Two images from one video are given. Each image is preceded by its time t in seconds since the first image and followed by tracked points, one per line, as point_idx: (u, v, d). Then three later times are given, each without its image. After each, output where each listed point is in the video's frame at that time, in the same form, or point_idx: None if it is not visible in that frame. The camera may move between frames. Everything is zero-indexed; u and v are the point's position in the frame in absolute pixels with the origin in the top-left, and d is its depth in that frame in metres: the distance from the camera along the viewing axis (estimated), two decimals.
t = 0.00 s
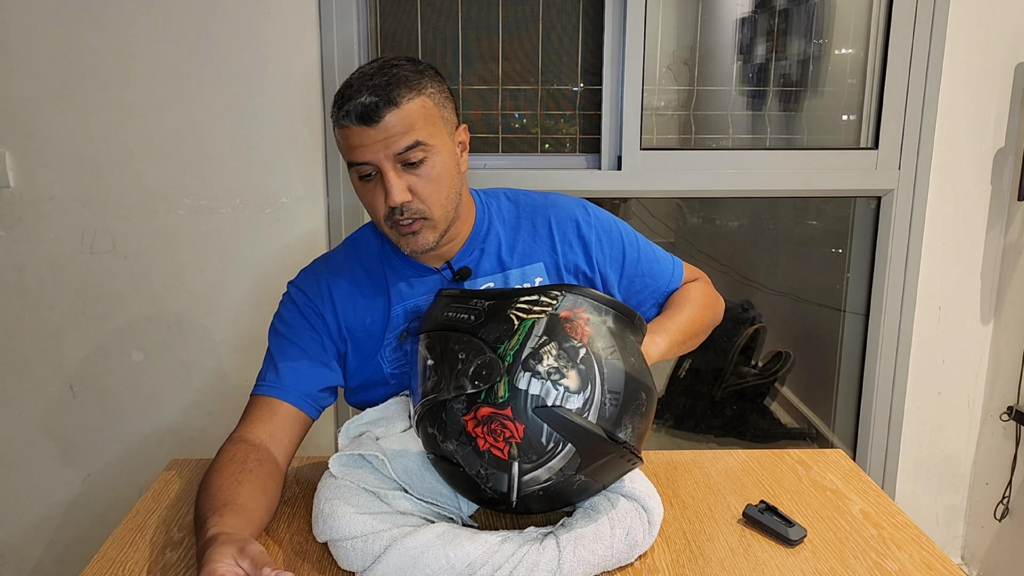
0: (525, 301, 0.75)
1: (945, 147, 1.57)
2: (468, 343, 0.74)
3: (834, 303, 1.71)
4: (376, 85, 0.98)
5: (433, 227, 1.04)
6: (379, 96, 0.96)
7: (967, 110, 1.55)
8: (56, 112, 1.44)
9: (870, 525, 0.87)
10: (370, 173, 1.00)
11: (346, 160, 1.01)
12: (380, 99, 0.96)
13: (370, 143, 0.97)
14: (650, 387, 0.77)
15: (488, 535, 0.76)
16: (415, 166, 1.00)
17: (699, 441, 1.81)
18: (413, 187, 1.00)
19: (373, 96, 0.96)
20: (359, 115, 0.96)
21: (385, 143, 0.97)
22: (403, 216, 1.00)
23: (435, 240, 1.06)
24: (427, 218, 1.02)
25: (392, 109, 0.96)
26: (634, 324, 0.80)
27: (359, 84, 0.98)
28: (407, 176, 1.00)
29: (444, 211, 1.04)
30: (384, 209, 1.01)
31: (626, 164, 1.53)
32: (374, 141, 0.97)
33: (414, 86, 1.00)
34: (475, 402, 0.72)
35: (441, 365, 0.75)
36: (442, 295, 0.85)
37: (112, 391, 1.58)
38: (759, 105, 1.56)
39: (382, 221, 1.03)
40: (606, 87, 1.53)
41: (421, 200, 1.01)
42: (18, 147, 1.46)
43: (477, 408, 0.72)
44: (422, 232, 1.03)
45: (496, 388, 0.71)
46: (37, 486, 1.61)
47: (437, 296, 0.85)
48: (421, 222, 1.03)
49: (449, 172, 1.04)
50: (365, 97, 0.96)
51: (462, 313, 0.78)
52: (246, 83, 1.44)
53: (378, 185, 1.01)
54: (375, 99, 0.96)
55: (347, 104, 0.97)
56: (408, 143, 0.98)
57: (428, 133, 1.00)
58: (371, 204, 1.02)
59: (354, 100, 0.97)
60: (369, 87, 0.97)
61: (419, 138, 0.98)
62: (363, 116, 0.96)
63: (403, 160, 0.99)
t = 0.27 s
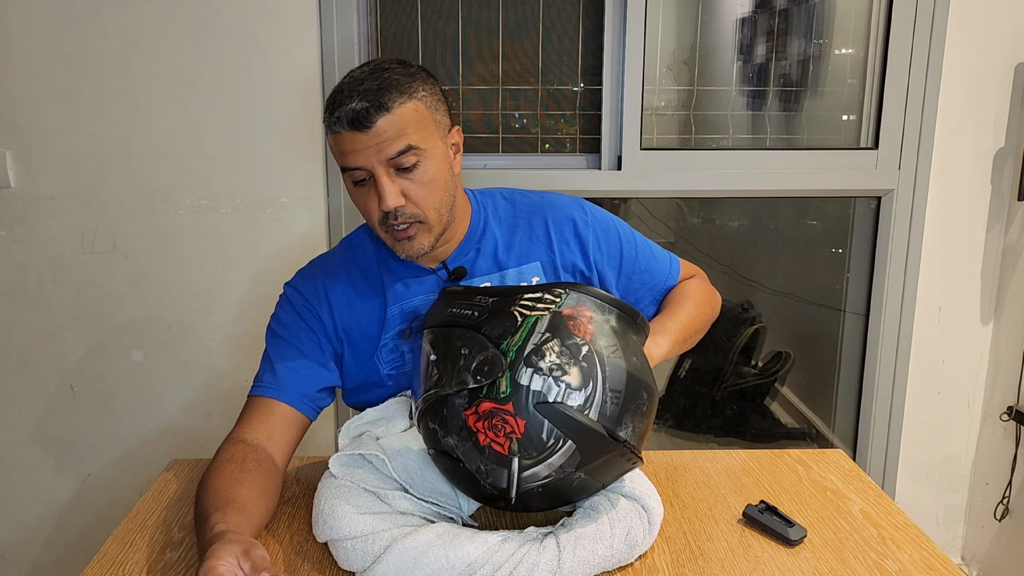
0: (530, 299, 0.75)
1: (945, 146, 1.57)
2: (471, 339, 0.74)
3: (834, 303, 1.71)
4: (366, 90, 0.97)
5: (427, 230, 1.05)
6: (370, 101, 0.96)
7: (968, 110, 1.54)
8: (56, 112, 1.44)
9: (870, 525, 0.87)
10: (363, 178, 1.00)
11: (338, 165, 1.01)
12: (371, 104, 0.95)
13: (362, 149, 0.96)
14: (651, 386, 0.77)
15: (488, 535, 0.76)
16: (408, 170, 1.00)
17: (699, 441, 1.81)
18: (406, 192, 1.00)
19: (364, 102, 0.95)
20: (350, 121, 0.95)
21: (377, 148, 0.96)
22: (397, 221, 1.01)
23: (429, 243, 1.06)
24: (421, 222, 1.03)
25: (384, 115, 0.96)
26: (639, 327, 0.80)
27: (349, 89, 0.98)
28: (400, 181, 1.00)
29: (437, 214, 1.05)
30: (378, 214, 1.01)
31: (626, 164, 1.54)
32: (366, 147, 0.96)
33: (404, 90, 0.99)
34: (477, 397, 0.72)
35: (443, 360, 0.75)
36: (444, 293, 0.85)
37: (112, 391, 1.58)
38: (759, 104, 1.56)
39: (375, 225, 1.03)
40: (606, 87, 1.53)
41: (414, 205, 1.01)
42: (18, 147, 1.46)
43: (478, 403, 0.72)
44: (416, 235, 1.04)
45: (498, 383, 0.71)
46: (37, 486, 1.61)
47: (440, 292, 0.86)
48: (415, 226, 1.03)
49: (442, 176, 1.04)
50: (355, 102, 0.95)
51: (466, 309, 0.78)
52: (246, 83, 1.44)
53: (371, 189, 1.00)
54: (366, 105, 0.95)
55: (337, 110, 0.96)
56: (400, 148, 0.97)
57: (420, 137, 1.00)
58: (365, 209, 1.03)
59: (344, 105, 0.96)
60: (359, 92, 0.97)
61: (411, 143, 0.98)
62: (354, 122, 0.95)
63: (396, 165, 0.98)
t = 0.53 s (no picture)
0: (531, 299, 0.75)
1: (945, 147, 1.57)
2: (470, 339, 0.74)
3: (834, 303, 1.71)
4: (362, 91, 0.97)
5: (426, 230, 1.04)
6: (366, 101, 0.95)
7: (968, 110, 1.55)
8: (56, 112, 1.44)
9: (870, 525, 0.87)
10: (361, 178, 1.00)
11: (336, 166, 1.01)
12: (368, 104, 0.95)
13: (360, 149, 0.96)
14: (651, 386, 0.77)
15: (488, 535, 0.76)
16: (406, 170, 1.00)
17: (699, 441, 1.81)
18: (404, 191, 1.00)
19: (361, 101, 0.95)
20: (347, 121, 0.95)
21: (375, 148, 0.96)
22: (395, 220, 1.00)
23: (428, 243, 1.06)
24: (419, 221, 1.03)
25: (380, 115, 0.96)
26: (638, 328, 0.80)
27: (345, 90, 0.97)
28: (398, 180, 1.00)
29: (436, 213, 1.05)
30: (376, 214, 1.01)
31: (626, 164, 1.54)
32: (363, 147, 0.96)
33: (401, 90, 0.99)
34: (476, 397, 0.72)
35: (443, 360, 0.75)
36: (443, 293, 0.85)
37: (112, 391, 1.58)
38: (759, 104, 1.56)
39: (374, 225, 1.03)
40: (606, 87, 1.53)
41: (412, 204, 1.01)
42: (18, 146, 1.46)
43: (477, 404, 0.72)
44: (414, 235, 1.04)
45: (497, 383, 0.71)
46: (37, 485, 1.61)
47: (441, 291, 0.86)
48: (414, 226, 1.03)
49: (439, 175, 1.04)
50: (352, 102, 0.95)
51: (466, 309, 0.78)
52: (246, 83, 1.44)
53: (369, 190, 1.00)
54: (362, 105, 0.95)
55: (334, 111, 0.96)
56: (397, 148, 0.97)
57: (417, 137, 1.00)
58: (363, 209, 1.03)
59: (341, 105, 0.96)
60: (355, 92, 0.97)
61: (409, 142, 0.98)
62: (351, 122, 0.95)
63: (393, 164, 0.98)
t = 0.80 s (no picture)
0: (523, 304, 0.75)
1: (945, 146, 1.57)
2: (462, 344, 0.74)
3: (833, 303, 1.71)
4: (373, 85, 0.98)
5: (435, 225, 1.04)
6: (377, 95, 0.97)
7: (968, 110, 1.55)
8: (56, 111, 1.45)
9: (870, 525, 0.87)
10: (370, 172, 1.00)
11: (345, 159, 1.02)
12: (378, 97, 0.96)
13: (369, 142, 0.97)
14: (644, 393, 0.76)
15: (488, 535, 0.76)
16: (415, 163, 1.00)
17: (699, 441, 1.81)
18: (413, 185, 1.00)
19: (371, 95, 0.96)
20: (357, 114, 0.96)
21: (384, 141, 0.97)
22: (404, 214, 1.00)
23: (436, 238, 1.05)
24: (427, 215, 1.02)
25: (390, 108, 0.97)
26: (636, 333, 0.79)
27: (355, 85, 0.99)
28: (407, 174, 1.00)
29: (444, 208, 1.04)
30: (384, 207, 1.01)
31: (626, 164, 1.53)
32: (373, 140, 0.97)
33: (410, 85, 1.00)
34: (465, 402, 0.72)
35: (436, 364, 0.76)
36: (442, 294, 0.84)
37: (112, 391, 1.58)
38: (759, 105, 1.56)
39: (382, 220, 1.03)
40: (606, 87, 1.53)
41: (421, 198, 1.01)
42: (18, 146, 1.46)
43: (466, 409, 0.72)
44: (421, 230, 1.03)
45: (486, 390, 0.71)
46: (37, 485, 1.61)
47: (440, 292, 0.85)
48: (423, 220, 1.02)
49: (448, 170, 1.04)
50: (363, 96, 0.96)
51: (460, 312, 0.78)
52: (246, 83, 1.44)
53: (378, 184, 1.01)
54: (373, 98, 0.96)
55: (345, 104, 0.97)
56: (407, 141, 0.98)
57: (426, 131, 1.00)
58: (371, 203, 1.03)
59: (351, 100, 0.97)
60: (365, 86, 0.98)
61: (418, 136, 0.99)
62: (361, 115, 0.96)
63: (403, 158, 0.99)
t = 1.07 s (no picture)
0: (493, 316, 0.74)
1: (945, 146, 1.57)
2: (436, 353, 0.75)
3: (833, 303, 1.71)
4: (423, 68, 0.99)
5: (470, 213, 1.03)
6: (429, 77, 0.98)
7: (968, 110, 1.54)
8: (56, 112, 1.45)
9: (870, 525, 0.87)
10: (413, 154, 1.00)
11: (386, 141, 1.01)
12: (431, 79, 0.97)
13: (416, 122, 0.97)
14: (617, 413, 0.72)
15: (488, 535, 0.76)
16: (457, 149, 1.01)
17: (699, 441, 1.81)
18: (455, 170, 1.00)
19: (423, 77, 0.97)
20: (409, 94, 0.97)
21: (433, 123, 0.97)
22: (443, 198, 1.00)
23: (470, 228, 1.05)
24: (467, 201, 1.02)
25: (442, 91, 0.98)
26: (619, 349, 0.75)
27: (406, 67, 1.00)
28: (450, 159, 1.00)
29: (480, 197, 1.04)
30: (424, 189, 1.00)
31: (626, 164, 1.53)
32: (421, 120, 0.97)
33: (460, 72, 1.01)
34: (432, 413, 0.73)
35: (414, 372, 0.78)
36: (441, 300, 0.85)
37: (112, 391, 1.58)
38: (759, 105, 1.56)
39: (418, 204, 1.02)
40: (606, 87, 1.53)
41: (461, 184, 1.01)
42: (18, 146, 1.46)
43: (433, 420, 0.73)
44: (460, 216, 1.02)
45: (450, 403, 0.71)
46: (37, 485, 1.61)
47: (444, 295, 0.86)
48: (460, 207, 1.02)
49: (488, 160, 1.05)
50: (415, 77, 0.97)
51: (443, 320, 0.78)
52: (246, 83, 1.44)
53: (419, 166, 1.00)
54: (425, 80, 0.97)
55: (395, 84, 0.97)
56: (455, 125, 0.98)
57: (472, 118, 1.01)
58: (409, 186, 1.01)
59: (402, 80, 0.98)
60: (417, 68, 0.99)
61: (465, 121, 0.99)
62: (413, 95, 0.97)
63: (448, 141, 0.99)
